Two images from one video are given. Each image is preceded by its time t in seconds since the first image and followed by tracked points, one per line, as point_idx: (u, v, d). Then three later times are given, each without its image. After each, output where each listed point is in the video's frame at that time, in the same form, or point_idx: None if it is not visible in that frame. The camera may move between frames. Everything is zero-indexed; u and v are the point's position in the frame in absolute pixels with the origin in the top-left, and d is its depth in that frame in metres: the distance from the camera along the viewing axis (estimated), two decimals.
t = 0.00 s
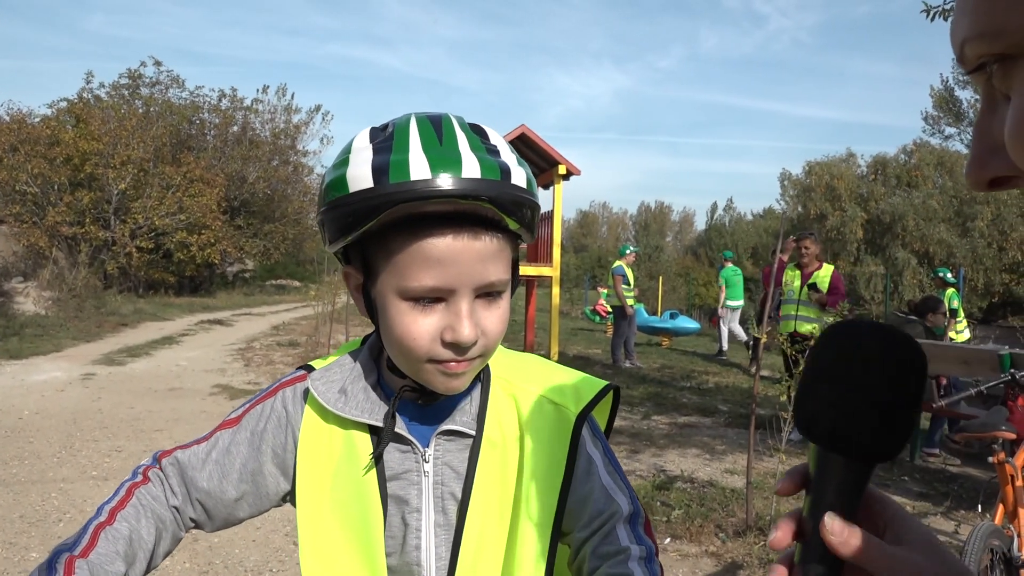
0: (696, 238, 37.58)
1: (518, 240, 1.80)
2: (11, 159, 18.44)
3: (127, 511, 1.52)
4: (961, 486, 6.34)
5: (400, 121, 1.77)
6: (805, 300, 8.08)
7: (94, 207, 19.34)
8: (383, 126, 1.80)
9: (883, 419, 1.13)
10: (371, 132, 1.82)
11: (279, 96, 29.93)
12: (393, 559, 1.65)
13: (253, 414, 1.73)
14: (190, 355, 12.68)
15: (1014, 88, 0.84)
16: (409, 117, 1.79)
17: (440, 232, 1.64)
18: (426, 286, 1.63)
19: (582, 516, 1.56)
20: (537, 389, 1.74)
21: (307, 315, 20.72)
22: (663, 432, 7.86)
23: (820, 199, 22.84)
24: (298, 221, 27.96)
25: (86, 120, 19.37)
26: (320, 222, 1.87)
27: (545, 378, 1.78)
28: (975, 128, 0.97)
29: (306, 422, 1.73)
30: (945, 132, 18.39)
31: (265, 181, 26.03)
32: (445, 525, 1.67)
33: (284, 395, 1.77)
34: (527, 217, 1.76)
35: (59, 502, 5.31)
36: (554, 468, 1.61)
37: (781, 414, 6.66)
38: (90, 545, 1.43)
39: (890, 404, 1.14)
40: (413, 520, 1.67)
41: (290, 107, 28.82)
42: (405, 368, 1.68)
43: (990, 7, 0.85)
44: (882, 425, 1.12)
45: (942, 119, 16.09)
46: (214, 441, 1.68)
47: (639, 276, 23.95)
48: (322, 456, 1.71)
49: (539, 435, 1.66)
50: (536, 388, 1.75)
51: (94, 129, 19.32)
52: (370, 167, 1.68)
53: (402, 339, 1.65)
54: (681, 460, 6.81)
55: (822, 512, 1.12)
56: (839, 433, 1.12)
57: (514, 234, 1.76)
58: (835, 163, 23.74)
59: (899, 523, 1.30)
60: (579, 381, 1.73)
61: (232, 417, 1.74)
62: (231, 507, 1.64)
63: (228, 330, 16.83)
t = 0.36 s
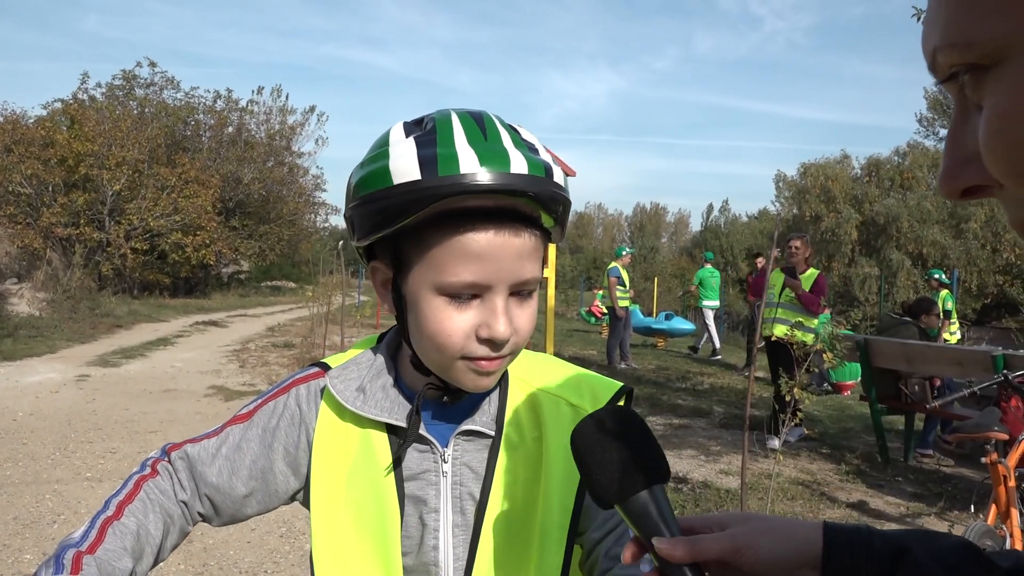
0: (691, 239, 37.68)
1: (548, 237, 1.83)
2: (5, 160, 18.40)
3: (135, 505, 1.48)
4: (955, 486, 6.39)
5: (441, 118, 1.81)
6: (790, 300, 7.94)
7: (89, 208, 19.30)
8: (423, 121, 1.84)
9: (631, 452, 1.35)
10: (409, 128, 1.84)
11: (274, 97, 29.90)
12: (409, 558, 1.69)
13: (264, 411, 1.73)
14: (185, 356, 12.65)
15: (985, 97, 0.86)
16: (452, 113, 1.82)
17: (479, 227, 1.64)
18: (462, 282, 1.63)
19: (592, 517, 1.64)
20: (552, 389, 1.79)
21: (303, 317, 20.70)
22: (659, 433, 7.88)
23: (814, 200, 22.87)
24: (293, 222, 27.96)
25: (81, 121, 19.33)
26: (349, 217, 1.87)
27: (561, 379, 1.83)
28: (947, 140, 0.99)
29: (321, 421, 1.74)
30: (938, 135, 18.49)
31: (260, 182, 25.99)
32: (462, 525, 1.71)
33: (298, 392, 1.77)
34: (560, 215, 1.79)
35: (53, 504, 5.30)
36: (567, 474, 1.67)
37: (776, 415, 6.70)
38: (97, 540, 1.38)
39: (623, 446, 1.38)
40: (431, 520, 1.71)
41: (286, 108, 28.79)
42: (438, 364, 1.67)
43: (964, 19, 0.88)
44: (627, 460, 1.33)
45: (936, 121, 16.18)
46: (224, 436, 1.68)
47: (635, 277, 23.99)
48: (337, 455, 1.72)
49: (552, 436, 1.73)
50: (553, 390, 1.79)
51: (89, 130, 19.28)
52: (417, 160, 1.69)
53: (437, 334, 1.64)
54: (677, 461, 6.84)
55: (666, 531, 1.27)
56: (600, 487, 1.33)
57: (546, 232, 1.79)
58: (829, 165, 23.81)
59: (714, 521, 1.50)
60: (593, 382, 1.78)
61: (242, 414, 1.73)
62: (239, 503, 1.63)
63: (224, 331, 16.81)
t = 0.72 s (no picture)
0: (688, 240, 37.75)
1: (554, 232, 1.84)
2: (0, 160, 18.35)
3: (135, 504, 1.48)
4: (950, 487, 6.41)
5: (446, 113, 1.81)
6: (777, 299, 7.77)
7: (84, 208, 19.27)
8: (428, 118, 1.84)
9: (617, 458, 1.35)
10: (414, 125, 1.85)
11: (270, 98, 29.88)
12: (410, 559, 1.69)
13: (264, 411, 1.74)
14: (181, 356, 12.63)
15: (968, 99, 0.87)
16: (458, 110, 1.83)
17: (488, 222, 1.65)
18: (471, 277, 1.63)
19: (593, 517, 1.65)
20: (554, 388, 1.81)
21: (299, 318, 20.68)
22: (656, 433, 7.89)
23: (811, 202, 22.83)
24: (289, 223, 27.94)
25: (77, 121, 19.29)
26: (353, 217, 1.87)
27: (562, 380, 1.84)
28: (933, 141, 0.99)
29: (322, 420, 1.75)
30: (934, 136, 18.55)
31: (256, 183, 25.97)
32: (463, 526, 1.72)
33: (299, 393, 1.78)
34: (565, 209, 1.81)
35: (49, 505, 5.29)
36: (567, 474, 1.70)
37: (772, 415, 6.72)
38: (97, 539, 1.38)
39: (609, 449, 1.37)
40: (433, 520, 1.71)
41: (281, 109, 28.77)
42: (446, 361, 1.67)
43: (947, 26, 0.89)
44: (613, 464, 1.34)
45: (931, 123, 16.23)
46: (224, 436, 1.68)
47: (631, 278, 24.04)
48: (338, 456, 1.72)
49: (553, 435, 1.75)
50: (555, 391, 1.81)
51: (85, 130, 19.27)
52: (427, 154, 1.70)
53: (446, 330, 1.65)
54: (673, 461, 6.85)
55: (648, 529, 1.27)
56: (585, 487, 1.35)
57: (551, 226, 1.80)
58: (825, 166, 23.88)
59: (697, 515, 1.50)
60: (594, 383, 1.81)
61: (242, 413, 1.74)
62: (238, 503, 1.63)
63: (220, 332, 16.80)
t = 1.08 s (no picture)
0: (686, 240, 37.78)
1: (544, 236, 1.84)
2: None
3: (121, 504, 1.49)
4: (948, 486, 6.43)
5: (440, 114, 1.81)
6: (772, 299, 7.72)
7: (82, 208, 19.26)
8: (421, 117, 1.84)
9: (615, 458, 1.35)
10: (407, 124, 1.84)
11: (268, 98, 29.88)
12: (398, 558, 1.69)
13: (249, 410, 1.74)
14: (179, 357, 12.64)
15: (955, 106, 0.87)
16: (454, 111, 1.82)
17: (479, 227, 1.65)
18: (459, 282, 1.64)
19: (581, 513, 1.69)
20: (543, 387, 1.82)
21: (297, 318, 20.69)
22: (654, 433, 7.90)
23: (809, 202, 22.94)
24: (287, 223, 27.94)
25: (75, 121, 19.27)
26: (343, 213, 1.87)
27: (550, 380, 1.85)
28: (921, 149, 0.99)
29: (308, 420, 1.74)
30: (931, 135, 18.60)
31: (254, 183, 25.94)
32: (451, 524, 1.72)
33: (284, 391, 1.78)
34: (558, 214, 1.81)
35: (48, 505, 5.29)
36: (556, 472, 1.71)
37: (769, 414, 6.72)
38: (83, 540, 1.38)
39: (606, 450, 1.37)
40: (420, 519, 1.71)
41: (280, 109, 28.78)
42: (432, 363, 1.68)
43: (935, 31, 0.89)
44: (611, 464, 1.33)
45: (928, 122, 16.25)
46: (208, 435, 1.68)
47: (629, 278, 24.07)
48: (324, 456, 1.72)
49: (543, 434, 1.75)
50: (544, 390, 1.82)
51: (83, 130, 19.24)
52: (420, 157, 1.69)
53: (433, 334, 1.66)
54: (671, 461, 6.86)
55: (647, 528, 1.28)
56: (578, 488, 1.34)
57: (542, 231, 1.81)
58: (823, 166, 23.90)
59: (692, 515, 1.50)
60: (582, 382, 1.82)
61: (227, 412, 1.74)
62: (223, 502, 1.64)
63: (218, 332, 16.79)
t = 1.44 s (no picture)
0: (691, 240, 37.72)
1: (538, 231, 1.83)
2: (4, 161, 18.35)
3: (125, 504, 1.48)
4: (955, 485, 6.40)
5: (429, 112, 1.79)
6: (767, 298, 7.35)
7: (88, 209, 19.32)
8: (410, 115, 1.82)
9: (623, 452, 1.34)
10: (395, 122, 1.83)
11: (272, 98, 29.93)
12: (401, 557, 1.69)
13: (249, 410, 1.73)
14: (185, 357, 12.67)
15: (971, 103, 0.86)
16: (442, 108, 1.80)
17: (473, 227, 1.64)
18: (455, 281, 1.63)
19: (585, 511, 1.68)
20: (543, 384, 1.82)
21: (302, 318, 20.72)
22: (659, 433, 7.88)
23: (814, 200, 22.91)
24: (292, 223, 27.99)
25: (80, 122, 19.30)
26: (334, 215, 1.86)
27: (550, 376, 1.84)
28: (935, 146, 0.98)
29: (308, 420, 1.73)
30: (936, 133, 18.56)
31: (260, 183, 25.97)
32: (453, 523, 1.71)
33: (283, 392, 1.77)
34: (551, 208, 1.79)
35: (55, 505, 5.30)
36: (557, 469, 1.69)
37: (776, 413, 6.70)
38: (88, 540, 1.37)
39: (613, 445, 1.36)
40: (422, 519, 1.70)
41: (284, 109, 28.83)
42: (431, 363, 1.68)
43: (943, 29, 0.88)
44: (619, 459, 1.32)
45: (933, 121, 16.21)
46: (209, 436, 1.67)
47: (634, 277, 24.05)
48: (324, 455, 1.71)
49: (542, 431, 1.74)
50: (543, 386, 1.81)
51: (88, 131, 19.27)
52: (411, 159, 1.68)
53: (430, 335, 1.65)
54: (677, 460, 6.85)
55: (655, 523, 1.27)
56: (585, 486, 1.33)
57: (536, 225, 1.80)
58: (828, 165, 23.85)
59: (698, 510, 1.49)
60: (581, 377, 1.81)
61: (227, 414, 1.73)
62: (224, 503, 1.64)
63: (224, 332, 16.81)
